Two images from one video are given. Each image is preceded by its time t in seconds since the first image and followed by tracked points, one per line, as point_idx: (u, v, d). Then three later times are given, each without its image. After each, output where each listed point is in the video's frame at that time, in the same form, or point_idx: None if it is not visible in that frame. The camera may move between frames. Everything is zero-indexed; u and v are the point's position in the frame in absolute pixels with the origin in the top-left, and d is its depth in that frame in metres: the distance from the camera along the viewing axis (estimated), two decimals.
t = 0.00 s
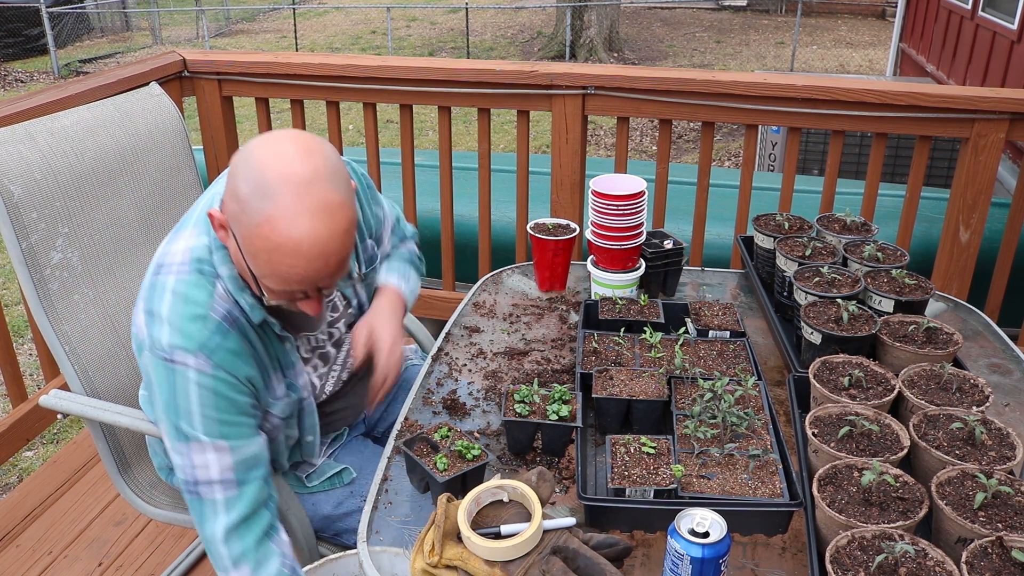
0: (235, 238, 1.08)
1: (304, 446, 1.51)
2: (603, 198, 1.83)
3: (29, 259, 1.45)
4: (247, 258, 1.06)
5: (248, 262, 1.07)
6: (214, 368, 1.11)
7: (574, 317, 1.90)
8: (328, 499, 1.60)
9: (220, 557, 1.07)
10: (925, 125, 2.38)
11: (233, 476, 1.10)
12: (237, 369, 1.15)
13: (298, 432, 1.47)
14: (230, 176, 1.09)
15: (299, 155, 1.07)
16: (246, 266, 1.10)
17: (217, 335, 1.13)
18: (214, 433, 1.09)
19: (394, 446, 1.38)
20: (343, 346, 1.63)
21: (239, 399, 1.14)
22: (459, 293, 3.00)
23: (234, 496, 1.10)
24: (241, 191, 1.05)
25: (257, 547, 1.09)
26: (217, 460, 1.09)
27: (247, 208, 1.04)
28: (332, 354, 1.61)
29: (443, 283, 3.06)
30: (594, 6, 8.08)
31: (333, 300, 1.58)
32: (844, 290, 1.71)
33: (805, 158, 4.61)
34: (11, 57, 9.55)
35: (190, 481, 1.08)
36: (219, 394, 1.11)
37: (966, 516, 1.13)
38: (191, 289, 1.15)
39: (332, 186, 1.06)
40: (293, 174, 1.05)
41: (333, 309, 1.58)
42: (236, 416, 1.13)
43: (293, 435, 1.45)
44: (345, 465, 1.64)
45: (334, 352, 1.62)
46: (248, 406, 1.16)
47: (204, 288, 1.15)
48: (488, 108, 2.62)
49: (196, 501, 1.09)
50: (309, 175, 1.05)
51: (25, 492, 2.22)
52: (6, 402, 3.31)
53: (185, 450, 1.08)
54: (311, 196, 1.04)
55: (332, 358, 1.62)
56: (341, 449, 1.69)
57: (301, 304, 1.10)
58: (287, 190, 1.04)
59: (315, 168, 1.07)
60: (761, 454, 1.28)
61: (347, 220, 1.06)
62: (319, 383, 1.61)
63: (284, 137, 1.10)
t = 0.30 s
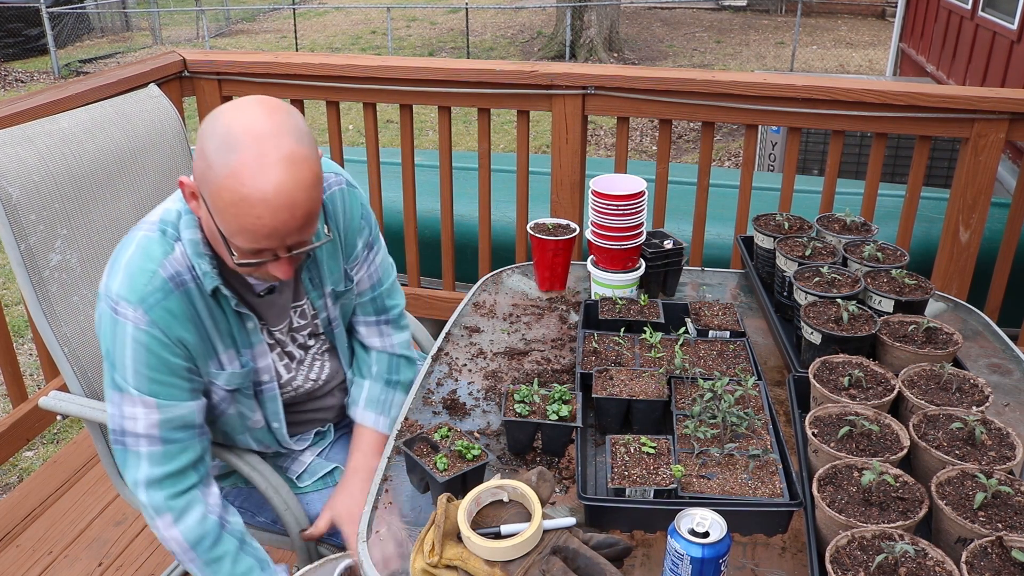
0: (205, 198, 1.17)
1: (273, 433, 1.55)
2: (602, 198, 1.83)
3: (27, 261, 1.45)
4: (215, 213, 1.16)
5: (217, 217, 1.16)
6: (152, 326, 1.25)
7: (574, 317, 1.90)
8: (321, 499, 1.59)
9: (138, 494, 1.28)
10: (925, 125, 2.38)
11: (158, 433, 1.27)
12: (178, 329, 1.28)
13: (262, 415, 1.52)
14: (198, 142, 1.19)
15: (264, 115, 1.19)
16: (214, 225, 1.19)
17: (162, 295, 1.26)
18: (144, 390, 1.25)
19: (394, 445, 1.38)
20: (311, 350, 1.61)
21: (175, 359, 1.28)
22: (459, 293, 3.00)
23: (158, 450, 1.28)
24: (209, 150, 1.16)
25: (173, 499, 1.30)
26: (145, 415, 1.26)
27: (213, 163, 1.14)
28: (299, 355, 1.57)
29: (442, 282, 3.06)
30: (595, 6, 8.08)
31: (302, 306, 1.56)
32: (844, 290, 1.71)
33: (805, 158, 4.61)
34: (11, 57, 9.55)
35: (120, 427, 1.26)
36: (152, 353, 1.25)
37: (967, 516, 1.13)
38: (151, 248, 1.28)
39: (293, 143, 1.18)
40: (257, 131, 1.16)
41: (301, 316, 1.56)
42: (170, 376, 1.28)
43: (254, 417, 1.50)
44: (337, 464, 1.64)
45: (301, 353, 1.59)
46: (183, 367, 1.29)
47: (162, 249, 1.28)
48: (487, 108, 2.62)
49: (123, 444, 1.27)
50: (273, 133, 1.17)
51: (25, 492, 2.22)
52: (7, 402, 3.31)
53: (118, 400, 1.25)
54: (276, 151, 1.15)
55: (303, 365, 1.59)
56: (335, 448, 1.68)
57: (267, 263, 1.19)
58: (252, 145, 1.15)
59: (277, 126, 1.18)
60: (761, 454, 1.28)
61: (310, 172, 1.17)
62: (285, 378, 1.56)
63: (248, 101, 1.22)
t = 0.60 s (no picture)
0: (189, 187, 1.20)
1: (265, 428, 1.55)
2: (602, 198, 1.83)
3: (27, 262, 1.45)
4: (199, 200, 1.19)
5: (200, 203, 1.19)
6: (133, 316, 1.27)
7: (574, 317, 1.90)
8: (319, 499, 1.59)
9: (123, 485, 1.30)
10: (925, 125, 2.38)
11: (142, 425, 1.30)
12: (159, 319, 1.30)
13: (251, 409, 1.51)
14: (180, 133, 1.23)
15: (245, 103, 1.23)
16: (198, 213, 1.22)
17: (143, 287, 1.28)
18: (127, 382, 1.28)
19: (394, 445, 1.38)
20: (302, 345, 1.62)
21: (156, 349, 1.30)
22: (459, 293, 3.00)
23: (142, 442, 1.30)
24: (191, 138, 1.19)
25: (158, 489, 1.32)
26: (128, 408, 1.28)
27: (196, 149, 1.18)
28: (287, 350, 1.58)
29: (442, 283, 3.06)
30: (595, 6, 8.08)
31: (290, 301, 1.57)
32: (844, 290, 1.71)
33: (805, 158, 4.61)
34: (11, 57, 9.55)
35: (103, 421, 1.28)
36: (134, 344, 1.27)
37: (966, 516, 1.13)
38: (133, 243, 1.31)
39: (275, 126, 1.22)
40: (239, 116, 1.20)
41: (289, 310, 1.57)
42: (153, 368, 1.30)
43: (244, 411, 1.49)
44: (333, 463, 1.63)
45: (291, 348, 1.59)
46: (165, 357, 1.31)
47: (144, 243, 1.31)
48: (487, 108, 2.62)
49: (106, 438, 1.29)
50: (255, 117, 1.21)
51: (25, 492, 2.22)
52: (7, 402, 3.31)
53: (102, 393, 1.28)
54: (258, 133, 1.19)
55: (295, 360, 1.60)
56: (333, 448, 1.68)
57: (253, 250, 1.22)
58: (234, 130, 1.18)
59: (259, 112, 1.23)
60: (761, 454, 1.28)
61: (293, 153, 1.21)
62: (274, 373, 1.55)
63: (229, 91, 1.26)
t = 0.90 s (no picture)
0: (188, 185, 1.20)
1: (265, 426, 1.55)
2: (603, 198, 1.83)
3: (27, 262, 1.45)
4: (198, 197, 1.19)
5: (199, 201, 1.19)
6: (131, 313, 1.27)
7: (574, 317, 1.90)
8: (320, 499, 1.59)
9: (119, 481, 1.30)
10: (925, 125, 2.38)
11: (138, 421, 1.29)
12: (157, 317, 1.30)
13: (251, 407, 1.51)
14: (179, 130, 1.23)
15: (243, 99, 1.23)
16: (197, 210, 1.22)
17: (141, 284, 1.28)
18: (124, 379, 1.27)
19: (394, 445, 1.38)
20: (305, 343, 1.63)
21: (154, 347, 1.30)
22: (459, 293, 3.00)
23: (139, 438, 1.30)
24: (190, 135, 1.19)
25: (153, 484, 1.31)
26: (125, 405, 1.28)
27: (194, 146, 1.18)
28: (289, 348, 1.58)
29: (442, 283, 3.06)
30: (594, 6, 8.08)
31: (291, 298, 1.58)
32: (844, 290, 1.71)
33: (805, 158, 4.61)
34: (11, 57, 9.56)
35: (99, 418, 1.28)
36: (131, 340, 1.27)
37: (966, 516, 1.13)
38: (132, 241, 1.31)
39: (274, 122, 1.22)
40: (237, 113, 1.20)
41: (291, 308, 1.58)
42: (151, 365, 1.30)
43: (243, 409, 1.49)
44: (333, 463, 1.64)
45: (294, 346, 1.60)
46: (162, 355, 1.31)
47: (143, 240, 1.31)
48: (488, 108, 2.62)
49: (102, 434, 1.28)
50: (253, 113, 1.21)
51: (25, 492, 2.22)
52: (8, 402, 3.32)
53: (98, 389, 1.27)
54: (256, 130, 1.19)
55: (297, 357, 1.60)
56: (332, 447, 1.68)
57: (253, 247, 1.22)
58: (232, 127, 1.18)
59: (257, 109, 1.22)
60: (761, 454, 1.28)
61: (291, 149, 1.21)
62: (274, 370, 1.55)
63: (227, 88, 1.26)
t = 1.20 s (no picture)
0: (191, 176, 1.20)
1: (264, 423, 1.55)
2: (602, 198, 1.83)
3: (28, 261, 1.45)
4: (200, 188, 1.19)
5: (202, 192, 1.19)
6: (129, 309, 1.27)
7: (574, 317, 1.90)
8: (321, 499, 1.59)
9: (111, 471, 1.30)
10: (925, 125, 2.38)
11: (132, 415, 1.29)
12: (155, 313, 1.30)
13: (250, 403, 1.51)
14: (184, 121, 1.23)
15: (248, 90, 1.23)
16: (200, 202, 1.23)
17: (139, 280, 1.28)
18: (120, 373, 1.28)
19: (394, 446, 1.38)
20: (307, 341, 1.63)
21: (151, 343, 1.30)
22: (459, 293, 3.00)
23: (133, 431, 1.30)
24: (193, 125, 1.19)
25: (145, 475, 1.32)
26: (119, 399, 1.28)
27: (198, 137, 1.18)
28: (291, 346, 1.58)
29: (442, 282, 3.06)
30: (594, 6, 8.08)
31: (292, 297, 1.57)
32: (844, 290, 1.71)
33: (805, 158, 4.61)
34: (11, 57, 9.56)
35: (93, 410, 1.28)
36: (127, 335, 1.27)
37: (966, 516, 1.13)
38: (134, 235, 1.31)
39: (277, 113, 1.22)
40: (241, 103, 1.20)
41: (292, 306, 1.58)
42: (147, 361, 1.30)
43: (242, 406, 1.49)
44: (335, 464, 1.64)
45: (295, 343, 1.60)
46: (160, 351, 1.31)
47: (144, 235, 1.31)
48: (488, 108, 2.62)
49: (96, 426, 1.29)
50: (256, 104, 1.21)
51: (25, 492, 2.22)
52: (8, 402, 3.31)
53: (93, 382, 1.27)
54: (259, 120, 1.19)
55: (296, 355, 1.60)
56: (333, 447, 1.68)
57: (255, 239, 1.22)
58: (235, 117, 1.18)
59: (261, 99, 1.22)
60: (761, 454, 1.28)
61: (294, 140, 1.21)
62: (275, 367, 1.56)
63: (232, 79, 1.26)
